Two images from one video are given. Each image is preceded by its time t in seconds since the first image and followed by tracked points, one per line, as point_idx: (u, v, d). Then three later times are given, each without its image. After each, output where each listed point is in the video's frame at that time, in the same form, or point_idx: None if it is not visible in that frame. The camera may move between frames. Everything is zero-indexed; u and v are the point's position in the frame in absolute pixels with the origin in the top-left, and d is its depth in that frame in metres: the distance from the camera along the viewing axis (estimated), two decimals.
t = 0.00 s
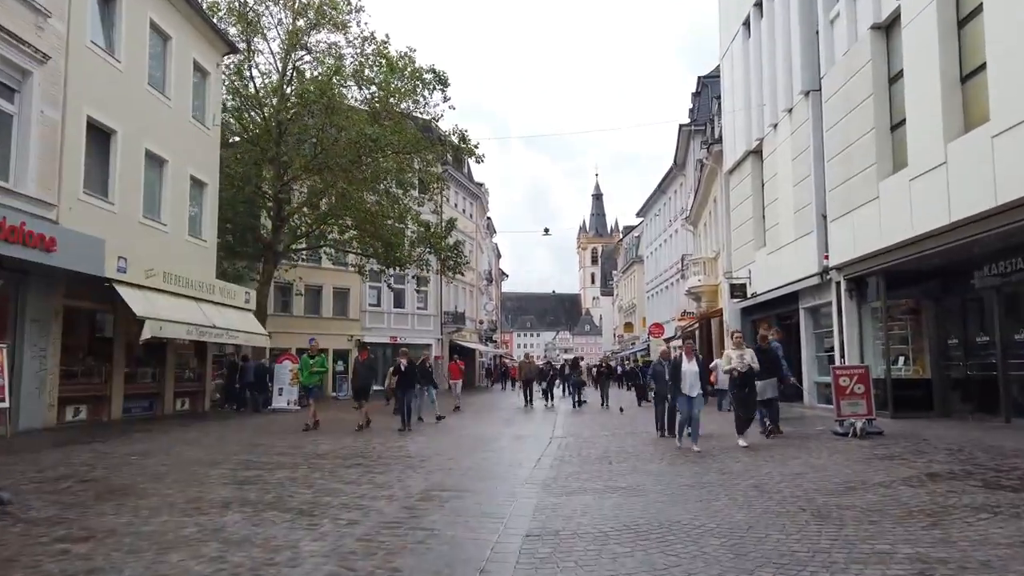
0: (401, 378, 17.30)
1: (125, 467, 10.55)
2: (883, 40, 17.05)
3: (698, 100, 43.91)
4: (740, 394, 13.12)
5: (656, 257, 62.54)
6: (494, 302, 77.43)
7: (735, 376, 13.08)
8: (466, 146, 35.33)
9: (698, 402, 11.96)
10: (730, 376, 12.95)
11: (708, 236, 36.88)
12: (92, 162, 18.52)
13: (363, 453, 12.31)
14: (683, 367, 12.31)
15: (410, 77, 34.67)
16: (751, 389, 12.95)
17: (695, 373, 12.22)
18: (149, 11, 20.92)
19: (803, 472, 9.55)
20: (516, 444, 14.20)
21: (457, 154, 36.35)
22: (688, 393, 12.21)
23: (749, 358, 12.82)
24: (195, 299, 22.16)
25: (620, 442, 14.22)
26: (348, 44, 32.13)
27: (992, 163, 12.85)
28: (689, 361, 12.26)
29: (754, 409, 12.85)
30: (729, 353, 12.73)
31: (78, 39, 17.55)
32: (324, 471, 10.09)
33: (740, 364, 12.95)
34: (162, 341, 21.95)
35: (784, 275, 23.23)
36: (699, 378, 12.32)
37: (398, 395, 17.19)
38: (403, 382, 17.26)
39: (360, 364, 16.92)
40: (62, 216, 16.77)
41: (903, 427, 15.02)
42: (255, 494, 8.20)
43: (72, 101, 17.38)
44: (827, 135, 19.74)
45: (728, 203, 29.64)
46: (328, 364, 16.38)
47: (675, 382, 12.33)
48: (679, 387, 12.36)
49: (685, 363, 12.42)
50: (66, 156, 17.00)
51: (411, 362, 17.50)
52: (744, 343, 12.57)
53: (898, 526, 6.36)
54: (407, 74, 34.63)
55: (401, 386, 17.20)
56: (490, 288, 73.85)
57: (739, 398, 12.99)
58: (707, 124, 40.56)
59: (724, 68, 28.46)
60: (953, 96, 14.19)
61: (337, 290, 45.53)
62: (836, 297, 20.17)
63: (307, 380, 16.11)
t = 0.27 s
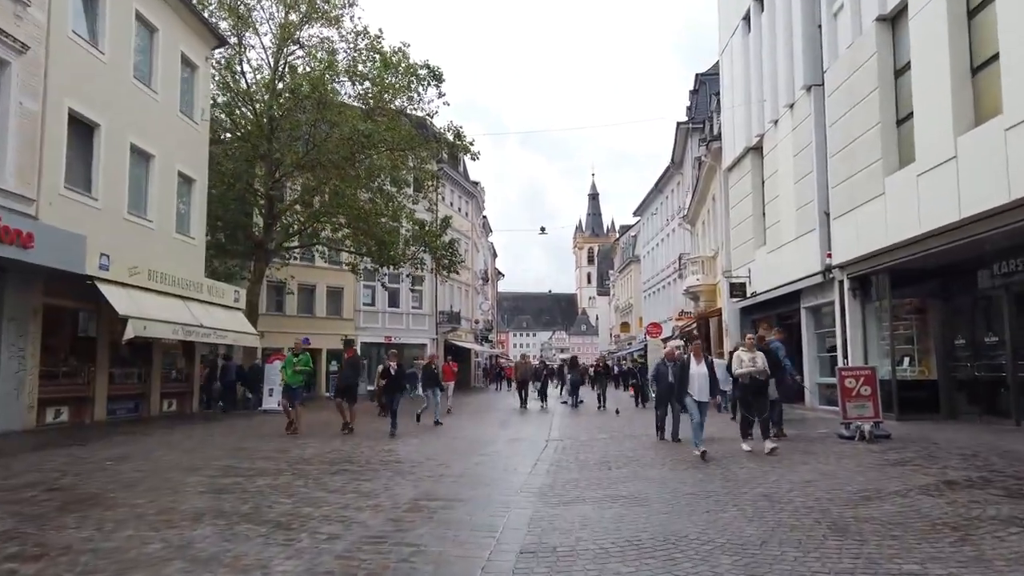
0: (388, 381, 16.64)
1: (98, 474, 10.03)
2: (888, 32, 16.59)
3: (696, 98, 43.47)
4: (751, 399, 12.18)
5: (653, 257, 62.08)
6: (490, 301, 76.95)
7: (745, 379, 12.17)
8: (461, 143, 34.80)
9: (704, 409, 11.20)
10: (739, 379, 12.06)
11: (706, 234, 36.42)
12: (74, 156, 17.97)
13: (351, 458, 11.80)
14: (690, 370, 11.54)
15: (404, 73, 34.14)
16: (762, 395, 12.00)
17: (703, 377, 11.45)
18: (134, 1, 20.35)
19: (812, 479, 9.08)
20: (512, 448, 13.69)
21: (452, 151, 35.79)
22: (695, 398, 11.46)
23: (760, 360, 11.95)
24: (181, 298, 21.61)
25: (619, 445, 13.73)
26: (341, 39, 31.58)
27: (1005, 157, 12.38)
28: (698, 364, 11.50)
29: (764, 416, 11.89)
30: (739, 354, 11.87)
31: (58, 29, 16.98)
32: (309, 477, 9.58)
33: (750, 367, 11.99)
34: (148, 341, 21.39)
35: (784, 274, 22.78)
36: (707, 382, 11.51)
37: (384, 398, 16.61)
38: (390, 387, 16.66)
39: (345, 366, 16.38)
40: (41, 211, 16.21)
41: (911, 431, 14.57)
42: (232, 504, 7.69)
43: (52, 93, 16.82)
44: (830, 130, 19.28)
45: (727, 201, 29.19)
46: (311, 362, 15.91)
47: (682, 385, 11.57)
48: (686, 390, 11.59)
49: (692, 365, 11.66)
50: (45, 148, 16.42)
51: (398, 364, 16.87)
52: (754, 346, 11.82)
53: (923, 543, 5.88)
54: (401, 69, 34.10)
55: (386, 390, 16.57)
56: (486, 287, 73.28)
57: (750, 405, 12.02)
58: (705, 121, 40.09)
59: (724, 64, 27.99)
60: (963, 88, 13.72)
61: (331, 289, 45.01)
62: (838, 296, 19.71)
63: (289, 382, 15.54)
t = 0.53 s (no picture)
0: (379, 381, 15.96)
1: (75, 478, 9.52)
2: (899, 21, 16.10)
3: (697, 94, 42.99)
4: (768, 399, 11.26)
5: (653, 255, 61.61)
6: (488, 301, 76.47)
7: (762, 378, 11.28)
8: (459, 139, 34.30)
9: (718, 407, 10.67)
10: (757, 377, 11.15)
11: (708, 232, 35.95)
12: (60, 148, 17.45)
13: (343, 461, 11.27)
14: (703, 366, 10.97)
15: (402, 68, 33.63)
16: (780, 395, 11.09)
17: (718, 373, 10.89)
18: None
19: (829, 484, 8.59)
20: (510, 451, 13.17)
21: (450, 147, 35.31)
22: (709, 395, 10.90)
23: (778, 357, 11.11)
24: (172, 295, 21.10)
25: (623, 448, 13.21)
26: (337, 33, 31.09)
27: None
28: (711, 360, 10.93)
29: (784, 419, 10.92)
30: (756, 350, 11.02)
31: (43, 17, 16.48)
32: (296, 482, 9.05)
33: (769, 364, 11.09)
34: (138, 338, 20.85)
35: (790, 271, 22.29)
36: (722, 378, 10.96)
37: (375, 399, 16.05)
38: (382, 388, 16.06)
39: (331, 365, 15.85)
40: (25, 204, 15.70)
41: (924, 432, 14.09)
42: (211, 512, 7.19)
43: (37, 83, 16.31)
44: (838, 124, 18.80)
45: (730, 197, 28.71)
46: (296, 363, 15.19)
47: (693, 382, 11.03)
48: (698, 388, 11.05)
49: (705, 362, 11.11)
50: (29, 140, 15.91)
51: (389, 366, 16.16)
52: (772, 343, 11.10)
53: (960, 556, 5.39)
54: (399, 64, 33.61)
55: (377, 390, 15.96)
56: (485, 286, 72.56)
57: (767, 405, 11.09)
58: (706, 118, 39.63)
59: (727, 57, 27.50)
60: (980, 77, 13.23)
61: (328, 288, 44.51)
62: (846, 293, 19.21)
63: (275, 385, 14.88)
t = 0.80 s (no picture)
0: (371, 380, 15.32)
1: (54, 482, 9.05)
2: (913, 10, 15.62)
3: (700, 92, 42.56)
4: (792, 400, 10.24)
5: (655, 255, 61.15)
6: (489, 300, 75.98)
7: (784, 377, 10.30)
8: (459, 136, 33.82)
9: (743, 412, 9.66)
10: (775, 376, 10.12)
11: (711, 230, 35.47)
12: (50, 142, 17.00)
13: (336, 464, 10.80)
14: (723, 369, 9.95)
15: (402, 64, 33.18)
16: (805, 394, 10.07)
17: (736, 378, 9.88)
18: None
19: (849, 490, 8.13)
20: (512, 454, 12.67)
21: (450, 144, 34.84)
22: (729, 399, 9.89)
23: (802, 356, 10.12)
24: (165, 293, 20.63)
25: (628, 450, 12.73)
26: (336, 27, 30.63)
27: None
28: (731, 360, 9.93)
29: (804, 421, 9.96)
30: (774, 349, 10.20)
31: (31, 6, 16.01)
32: (285, 487, 8.58)
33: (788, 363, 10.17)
34: (130, 337, 20.39)
35: (797, 269, 21.81)
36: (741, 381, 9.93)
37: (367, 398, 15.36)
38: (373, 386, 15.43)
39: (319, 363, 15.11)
40: (12, 199, 15.24)
41: (940, 434, 13.62)
42: (193, 521, 6.73)
43: (24, 73, 15.86)
44: (848, 117, 18.31)
45: (735, 194, 28.23)
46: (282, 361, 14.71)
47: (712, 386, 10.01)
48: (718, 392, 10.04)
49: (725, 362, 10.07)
50: (16, 132, 15.44)
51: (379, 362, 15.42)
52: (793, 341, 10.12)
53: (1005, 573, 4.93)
54: (398, 60, 33.15)
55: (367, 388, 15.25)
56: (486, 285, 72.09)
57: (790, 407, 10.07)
58: (710, 115, 39.17)
59: (732, 52, 27.02)
60: (998, 66, 12.76)
61: (327, 287, 44.05)
62: (855, 291, 18.73)
63: (261, 383, 14.28)
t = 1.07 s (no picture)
0: (358, 381, 14.31)
1: (24, 490, 8.50)
2: None
3: (703, 88, 42.02)
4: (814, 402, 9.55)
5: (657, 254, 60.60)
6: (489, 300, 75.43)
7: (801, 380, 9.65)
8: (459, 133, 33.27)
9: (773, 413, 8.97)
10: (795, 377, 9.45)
11: (715, 228, 34.93)
12: (35, 134, 16.47)
13: (327, 469, 10.26)
14: (751, 367, 9.11)
15: (401, 60, 32.64)
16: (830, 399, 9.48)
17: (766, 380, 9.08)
18: None
19: (873, 500, 7.59)
20: (512, 458, 12.14)
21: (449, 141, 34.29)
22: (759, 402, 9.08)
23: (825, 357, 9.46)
24: (155, 291, 20.09)
25: (633, 455, 12.20)
26: (333, 22, 30.10)
27: None
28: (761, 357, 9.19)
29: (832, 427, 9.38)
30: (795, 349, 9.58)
31: None
32: (271, 496, 8.05)
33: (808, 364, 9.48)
34: (120, 337, 19.88)
35: (804, 267, 21.27)
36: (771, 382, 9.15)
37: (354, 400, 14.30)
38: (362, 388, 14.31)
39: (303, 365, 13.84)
40: None
41: (957, 437, 13.08)
42: (165, 535, 6.20)
43: (8, 63, 15.33)
44: (859, 110, 17.78)
45: (740, 192, 27.68)
46: (267, 363, 14.23)
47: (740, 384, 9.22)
48: (744, 392, 9.27)
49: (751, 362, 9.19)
50: None
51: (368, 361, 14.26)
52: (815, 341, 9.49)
53: None
54: (398, 55, 32.61)
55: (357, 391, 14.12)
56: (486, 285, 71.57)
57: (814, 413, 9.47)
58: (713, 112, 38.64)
59: (737, 46, 26.49)
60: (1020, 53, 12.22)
61: (325, 286, 43.53)
62: (866, 289, 18.18)
63: (244, 385, 13.72)
